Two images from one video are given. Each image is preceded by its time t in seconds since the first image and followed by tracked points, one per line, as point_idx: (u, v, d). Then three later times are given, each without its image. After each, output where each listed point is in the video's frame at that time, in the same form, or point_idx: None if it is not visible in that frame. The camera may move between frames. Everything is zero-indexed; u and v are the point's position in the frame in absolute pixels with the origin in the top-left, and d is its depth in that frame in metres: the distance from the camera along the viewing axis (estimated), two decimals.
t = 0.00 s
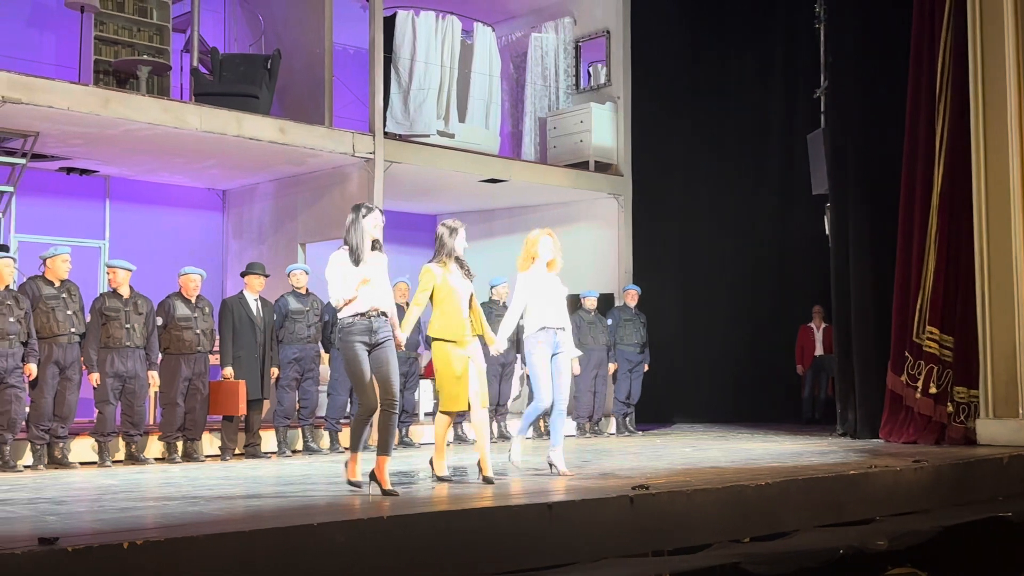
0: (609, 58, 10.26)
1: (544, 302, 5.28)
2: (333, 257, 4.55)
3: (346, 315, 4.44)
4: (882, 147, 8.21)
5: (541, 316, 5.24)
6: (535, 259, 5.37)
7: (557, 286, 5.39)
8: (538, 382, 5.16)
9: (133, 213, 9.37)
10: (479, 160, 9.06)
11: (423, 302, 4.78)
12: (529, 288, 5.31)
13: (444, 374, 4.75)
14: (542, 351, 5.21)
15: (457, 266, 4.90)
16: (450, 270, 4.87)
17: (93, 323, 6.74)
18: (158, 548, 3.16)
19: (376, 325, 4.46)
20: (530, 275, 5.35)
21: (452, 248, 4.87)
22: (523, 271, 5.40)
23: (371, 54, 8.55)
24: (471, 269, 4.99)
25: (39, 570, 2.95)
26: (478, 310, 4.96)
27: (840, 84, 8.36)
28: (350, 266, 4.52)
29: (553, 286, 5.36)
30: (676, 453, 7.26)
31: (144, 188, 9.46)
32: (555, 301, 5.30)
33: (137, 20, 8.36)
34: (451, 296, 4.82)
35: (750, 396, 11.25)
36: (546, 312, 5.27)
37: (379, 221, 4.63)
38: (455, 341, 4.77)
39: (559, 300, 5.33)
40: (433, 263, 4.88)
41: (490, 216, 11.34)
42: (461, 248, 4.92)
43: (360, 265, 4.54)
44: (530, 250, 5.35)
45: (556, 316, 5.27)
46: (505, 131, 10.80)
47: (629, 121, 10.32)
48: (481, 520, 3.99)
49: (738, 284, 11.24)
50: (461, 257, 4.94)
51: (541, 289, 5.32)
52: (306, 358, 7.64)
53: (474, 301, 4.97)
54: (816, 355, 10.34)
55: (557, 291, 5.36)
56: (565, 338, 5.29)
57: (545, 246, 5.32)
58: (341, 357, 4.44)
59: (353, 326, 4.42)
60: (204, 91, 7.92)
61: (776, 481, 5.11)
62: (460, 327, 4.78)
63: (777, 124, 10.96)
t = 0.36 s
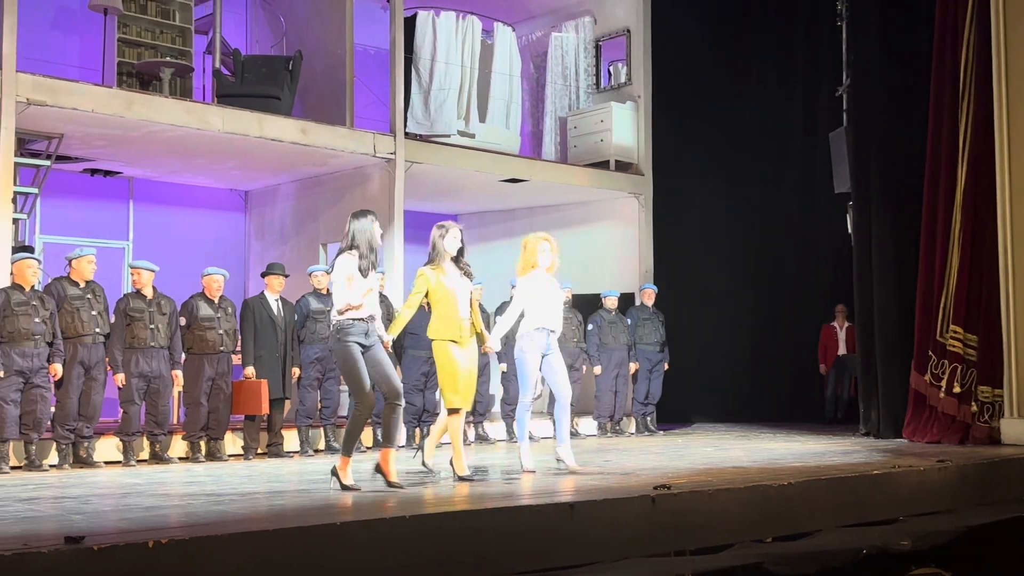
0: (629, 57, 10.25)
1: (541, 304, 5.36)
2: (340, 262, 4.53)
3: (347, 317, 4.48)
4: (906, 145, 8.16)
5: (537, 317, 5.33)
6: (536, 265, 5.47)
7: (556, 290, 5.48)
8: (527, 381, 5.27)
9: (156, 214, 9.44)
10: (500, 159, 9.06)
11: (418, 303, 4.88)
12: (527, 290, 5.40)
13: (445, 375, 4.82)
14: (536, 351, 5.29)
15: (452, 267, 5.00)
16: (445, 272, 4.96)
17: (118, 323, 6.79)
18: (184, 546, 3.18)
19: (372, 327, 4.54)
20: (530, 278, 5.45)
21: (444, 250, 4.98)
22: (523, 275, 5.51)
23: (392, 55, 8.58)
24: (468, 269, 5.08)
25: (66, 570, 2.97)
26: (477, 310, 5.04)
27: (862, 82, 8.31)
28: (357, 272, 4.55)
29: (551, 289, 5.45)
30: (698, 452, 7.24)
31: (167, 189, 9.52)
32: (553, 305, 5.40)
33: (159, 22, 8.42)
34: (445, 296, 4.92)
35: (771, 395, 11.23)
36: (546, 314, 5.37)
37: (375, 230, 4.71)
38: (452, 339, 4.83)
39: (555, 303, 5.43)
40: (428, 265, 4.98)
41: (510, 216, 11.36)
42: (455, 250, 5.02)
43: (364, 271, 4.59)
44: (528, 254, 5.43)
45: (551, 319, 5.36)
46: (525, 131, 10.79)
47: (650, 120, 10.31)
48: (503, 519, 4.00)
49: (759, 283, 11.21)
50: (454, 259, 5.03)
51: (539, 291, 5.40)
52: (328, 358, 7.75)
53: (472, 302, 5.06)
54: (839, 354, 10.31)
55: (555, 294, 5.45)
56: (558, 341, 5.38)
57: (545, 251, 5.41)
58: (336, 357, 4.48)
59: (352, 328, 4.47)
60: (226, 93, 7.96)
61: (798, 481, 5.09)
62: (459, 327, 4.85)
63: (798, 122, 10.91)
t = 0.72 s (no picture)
0: (656, 54, 10.23)
1: (546, 304, 5.65)
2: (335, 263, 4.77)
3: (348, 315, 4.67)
4: (937, 141, 8.08)
5: (541, 316, 5.61)
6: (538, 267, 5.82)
7: (562, 290, 5.79)
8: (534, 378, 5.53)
9: (187, 213, 9.52)
10: (527, 157, 9.07)
11: (421, 300, 5.09)
12: (529, 292, 5.73)
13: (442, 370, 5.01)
14: (541, 349, 5.57)
15: (453, 265, 5.24)
16: (445, 270, 5.19)
17: (151, 321, 6.86)
18: (215, 543, 3.20)
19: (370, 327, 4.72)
20: (533, 280, 5.78)
21: (445, 247, 5.20)
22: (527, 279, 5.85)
23: (420, 54, 8.60)
24: (469, 269, 5.33)
25: (100, 566, 2.99)
26: (476, 307, 5.25)
27: (893, 78, 8.23)
28: (353, 272, 4.76)
29: (554, 289, 5.74)
30: (726, 451, 7.22)
31: (198, 188, 9.61)
32: (557, 303, 5.67)
33: (190, 22, 8.49)
34: (445, 292, 5.12)
35: (800, 392, 11.16)
36: (550, 313, 5.64)
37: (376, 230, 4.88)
38: (450, 336, 5.04)
39: (561, 303, 5.70)
40: (430, 263, 5.22)
41: (538, 213, 11.38)
42: (456, 248, 5.25)
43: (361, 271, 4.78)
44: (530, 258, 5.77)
45: (556, 318, 5.64)
46: (552, 128, 10.79)
47: (678, 117, 10.28)
48: (532, 517, 4.00)
49: (787, 280, 11.14)
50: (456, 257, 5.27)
51: (543, 293, 5.72)
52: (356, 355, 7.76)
53: (472, 299, 5.27)
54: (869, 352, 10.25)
55: (560, 294, 5.75)
56: (563, 339, 5.65)
57: (546, 253, 5.74)
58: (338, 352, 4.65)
59: (352, 325, 4.66)
60: (257, 92, 8.00)
61: (828, 479, 5.06)
62: (455, 324, 5.07)
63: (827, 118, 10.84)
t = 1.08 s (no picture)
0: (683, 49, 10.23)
1: (551, 301, 5.80)
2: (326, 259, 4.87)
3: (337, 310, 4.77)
4: (967, 135, 8.00)
5: (546, 313, 5.75)
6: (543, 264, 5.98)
7: (568, 287, 5.93)
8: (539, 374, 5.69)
9: (215, 210, 9.59)
10: (553, 153, 9.06)
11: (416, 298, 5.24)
12: (534, 289, 5.88)
13: (435, 369, 5.15)
14: (546, 346, 5.73)
15: (451, 264, 5.31)
16: (443, 269, 5.27)
17: (180, 317, 6.91)
18: (244, 538, 3.19)
19: (361, 322, 4.80)
20: (538, 277, 5.93)
21: (443, 248, 5.29)
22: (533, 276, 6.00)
23: (447, 50, 8.61)
24: (469, 268, 5.38)
25: (130, 560, 2.97)
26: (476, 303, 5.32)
27: (923, 71, 8.15)
28: (344, 267, 4.86)
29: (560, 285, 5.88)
30: (755, 448, 7.18)
31: (226, 186, 9.68)
32: (561, 299, 5.82)
33: (218, 20, 8.55)
34: (440, 291, 5.22)
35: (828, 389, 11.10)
36: (555, 311, 5.78)
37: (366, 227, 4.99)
38: (445, 335, 5.16)
39: (566, 300, 5.83)
40: (429, 262, 5.31)
41: (564, 210, 11.39)
42: (455, 248, 5.32)
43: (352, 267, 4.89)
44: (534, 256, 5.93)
45: (561, 315, 5.77)
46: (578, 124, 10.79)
47: (705, 112, 10.25)
48: (560, 513, 3.98)
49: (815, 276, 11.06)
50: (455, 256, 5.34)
51: (549, 290, 5.85)
52: (382, 352, 7.83)
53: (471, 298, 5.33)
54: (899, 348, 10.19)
55: (565, 291, 5.88)
56: (568, 335, 5.79)
57: (546, 252, 5.90)
58: (326, 346, 4.75)
59: (341, 320, 4.75)
60: (285, 90, 8.09)
61: (857, 476, 5.01)
62: (450, 322, 5.16)
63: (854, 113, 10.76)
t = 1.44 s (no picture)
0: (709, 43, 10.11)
1: (555, 299, 5.97)
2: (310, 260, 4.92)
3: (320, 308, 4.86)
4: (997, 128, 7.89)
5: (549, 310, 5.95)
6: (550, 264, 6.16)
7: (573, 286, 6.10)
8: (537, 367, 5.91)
9: (240, 206, 9.64)
10: (576, 148, 9.04)
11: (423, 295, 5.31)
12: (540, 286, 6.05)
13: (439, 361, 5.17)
14: (545, 342, 5.93)
15: (458, 262, 5.40)
16: (450, 267, 5.37)
17: (207, 312, 6.96)
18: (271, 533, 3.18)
19: (343, 318, 4.91)
20: (544, 275, 6.11)
21: (451, 247, 5.38)
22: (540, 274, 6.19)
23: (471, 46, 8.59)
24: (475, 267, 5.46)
25: (156, 555, 2.97)
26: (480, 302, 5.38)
27: (951, 64, 8.04)
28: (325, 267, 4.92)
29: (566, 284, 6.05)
30: (782, 443, 7.14)
31: (252, 183, 9.74)
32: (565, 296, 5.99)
33: (243, 17, 8.54)
34: (444, 285, 5.29)
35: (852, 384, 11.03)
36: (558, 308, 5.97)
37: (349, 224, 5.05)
38: (448, 330, 5.19)
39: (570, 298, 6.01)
40: (436, 260, 5.41)
41: (588, 205, 11.39)
42: (462, 248, 5.41)
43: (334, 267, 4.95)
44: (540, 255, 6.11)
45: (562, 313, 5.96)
46: (603, 119, 10.77)
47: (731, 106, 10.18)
48: (585, 509, 3.95)
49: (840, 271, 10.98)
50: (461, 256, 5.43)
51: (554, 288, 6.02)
52: (407, 348, 7.83)
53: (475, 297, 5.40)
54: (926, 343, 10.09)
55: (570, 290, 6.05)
56: (568, 333, 5.96)
57: (551, 251, 6.07)
58: (309, 343, 4.85)
59: (325, 317, 4.85)
60: (308, 87, 8.15)
61: (886, 472, 4.96)
62: (453, 317, 5.20)
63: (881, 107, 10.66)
